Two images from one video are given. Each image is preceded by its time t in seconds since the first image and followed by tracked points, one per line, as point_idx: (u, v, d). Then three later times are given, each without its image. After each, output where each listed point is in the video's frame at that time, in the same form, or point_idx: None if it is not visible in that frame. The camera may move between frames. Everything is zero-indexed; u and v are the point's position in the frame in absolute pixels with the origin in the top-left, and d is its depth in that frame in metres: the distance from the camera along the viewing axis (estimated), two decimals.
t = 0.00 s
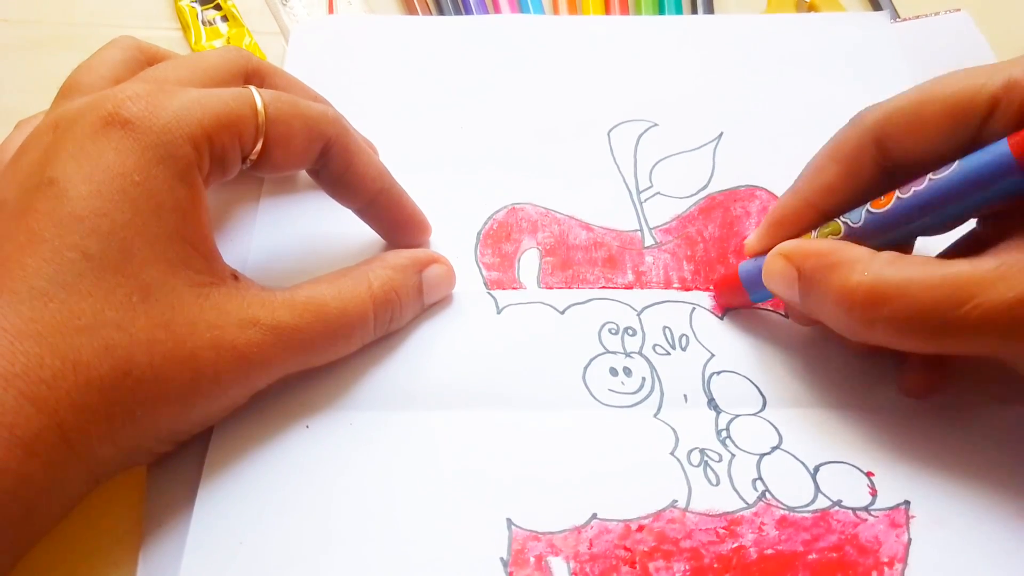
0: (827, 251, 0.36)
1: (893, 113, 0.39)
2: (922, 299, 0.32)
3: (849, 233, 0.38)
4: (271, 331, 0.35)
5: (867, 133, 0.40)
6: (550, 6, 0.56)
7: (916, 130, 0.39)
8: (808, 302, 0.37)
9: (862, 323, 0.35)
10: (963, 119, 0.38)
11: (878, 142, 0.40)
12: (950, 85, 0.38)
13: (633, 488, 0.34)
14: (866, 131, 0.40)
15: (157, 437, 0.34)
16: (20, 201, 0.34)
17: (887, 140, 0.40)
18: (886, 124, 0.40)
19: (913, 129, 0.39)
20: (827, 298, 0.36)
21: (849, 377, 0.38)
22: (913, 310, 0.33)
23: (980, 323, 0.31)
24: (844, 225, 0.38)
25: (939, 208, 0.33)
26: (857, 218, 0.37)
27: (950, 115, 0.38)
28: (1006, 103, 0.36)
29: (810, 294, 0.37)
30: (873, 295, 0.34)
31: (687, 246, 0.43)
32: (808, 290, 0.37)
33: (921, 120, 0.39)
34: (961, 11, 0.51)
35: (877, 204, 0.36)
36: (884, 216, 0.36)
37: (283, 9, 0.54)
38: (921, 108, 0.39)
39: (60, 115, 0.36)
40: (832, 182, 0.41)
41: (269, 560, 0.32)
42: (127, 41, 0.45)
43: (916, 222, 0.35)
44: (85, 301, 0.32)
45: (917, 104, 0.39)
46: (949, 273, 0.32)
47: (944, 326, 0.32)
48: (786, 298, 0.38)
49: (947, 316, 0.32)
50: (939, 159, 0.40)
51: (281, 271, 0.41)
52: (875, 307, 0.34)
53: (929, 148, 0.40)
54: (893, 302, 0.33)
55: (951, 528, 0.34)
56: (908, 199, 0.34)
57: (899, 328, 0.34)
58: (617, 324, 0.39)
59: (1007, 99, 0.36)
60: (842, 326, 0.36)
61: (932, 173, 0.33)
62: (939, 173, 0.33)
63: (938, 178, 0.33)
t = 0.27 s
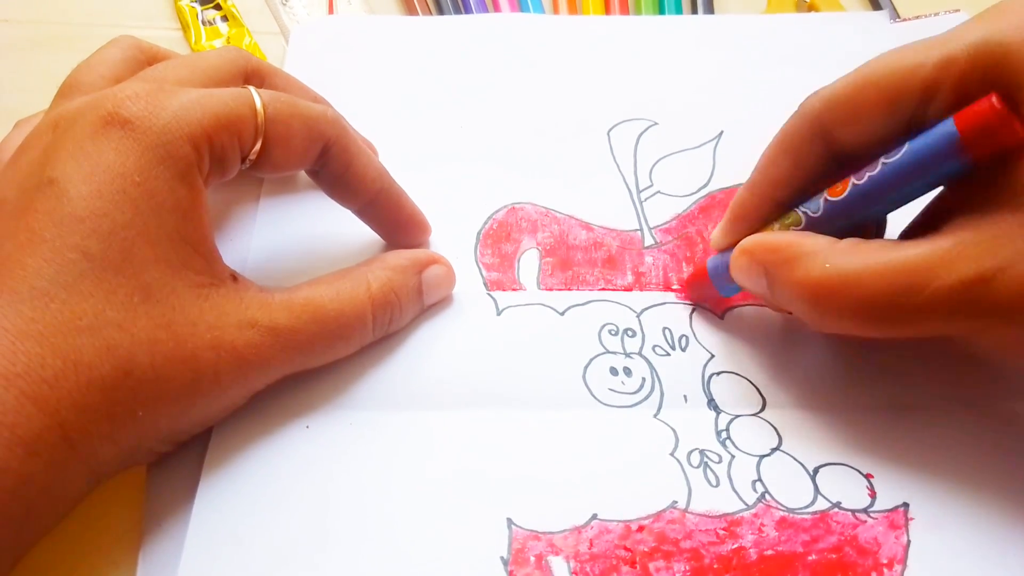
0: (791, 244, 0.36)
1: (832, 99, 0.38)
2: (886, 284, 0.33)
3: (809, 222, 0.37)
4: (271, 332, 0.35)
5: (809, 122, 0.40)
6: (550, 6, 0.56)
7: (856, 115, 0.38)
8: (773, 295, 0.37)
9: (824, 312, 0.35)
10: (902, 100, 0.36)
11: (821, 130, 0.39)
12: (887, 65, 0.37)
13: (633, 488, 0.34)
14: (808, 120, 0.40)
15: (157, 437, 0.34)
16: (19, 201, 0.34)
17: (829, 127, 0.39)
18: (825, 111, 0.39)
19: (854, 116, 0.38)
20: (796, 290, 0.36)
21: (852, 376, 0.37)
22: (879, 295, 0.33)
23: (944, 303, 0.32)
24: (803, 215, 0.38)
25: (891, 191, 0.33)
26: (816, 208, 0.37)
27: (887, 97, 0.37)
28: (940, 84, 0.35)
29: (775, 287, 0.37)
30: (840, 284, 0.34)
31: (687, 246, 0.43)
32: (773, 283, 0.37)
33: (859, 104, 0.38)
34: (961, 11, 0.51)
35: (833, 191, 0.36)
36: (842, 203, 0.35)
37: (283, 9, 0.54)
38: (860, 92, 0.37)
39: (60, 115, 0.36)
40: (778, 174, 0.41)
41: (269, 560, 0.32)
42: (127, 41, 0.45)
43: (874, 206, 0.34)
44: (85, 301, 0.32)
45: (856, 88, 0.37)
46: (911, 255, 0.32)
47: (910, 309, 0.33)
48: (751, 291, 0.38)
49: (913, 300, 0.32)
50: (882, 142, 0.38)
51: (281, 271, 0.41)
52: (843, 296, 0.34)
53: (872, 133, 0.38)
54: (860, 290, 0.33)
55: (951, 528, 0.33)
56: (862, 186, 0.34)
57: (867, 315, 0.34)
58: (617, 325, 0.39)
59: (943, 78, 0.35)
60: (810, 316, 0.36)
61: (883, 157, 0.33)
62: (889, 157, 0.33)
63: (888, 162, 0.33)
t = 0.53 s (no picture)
0: (816, 259, 0.35)
1: (858, 109, 0.38)
2: (915, 300, 0.32)
3: (833, 235, 0.37)
4: (270, 333, 0.35)
5: (834, 132, 0.39)
6: (550, 6, 0.56)
7: (882, 125, 0.38)
8: (799, 309, 0.37)
9: (855, 328, 0.35)
10: (933, 108, 0.36)
11: (848, 142, 0.39)
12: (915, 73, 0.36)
13: (633, 489, 0.34)
14: (834, 131, 0.39)
15: (157, 437, 0.34)
16: (20, 201, 0.34)
17: (855, 137, 0.39)
18: (850, 124, 0.38)
19: (880, 127, 0.38)
20: (820, 306, 0.35)
21: (848, 377, 0.37)
22: (907, 311, 0.32)
23: (974, 317, 0.32)
24: (826, 228, 0.37)
25: (918, 202, 0.33)
26: (840, 221, 0.37)
27: (917, 106, 0.36)
28: (972, 91, 0.35)
29: (801, 302, 0.36)
30: (868, 301, 0.33)
31: (687, 246, 0.43)
32: (799, 298, 0.36)
33: (886, 114, 0.37)
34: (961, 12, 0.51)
35: (857, 203, 0.36)
36: (866, 217, 0.35)
37: (282, 9, 0.54)
38: (887, 102, 0.37)
39: (60, 115, 0.36)
40: (804, 186, 0.41)
41: (270, 560, 0.32)
42: (128, 41, 0.45)
43: (902, 219, 0.34)
44: (86, 301, 0.32)
45: (883, 99, 0.37)
46: (940, 269, 0.32)
47: (941, 325, 0.32)
48: (774, 306, 0.38)
49: (944, 315, 0.32)
50: (909, 151, 0.38)
51: (281, 272, 0.41)
52: (869, 311, 0.34)
53: (896, 144, 0.38)
54: (887, 305, 0.33)
55: (950, 529, 0.33)
56: (887, 197, 0.34)
57: (895, 330, 0.33)
58: (617, 327, 0.39)
59: (976, 84, 0.35)
60: (836, 332, 0.36)
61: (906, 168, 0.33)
62: (914, 168, 0.33)
63: (913, 173, 0.32)
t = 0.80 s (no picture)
0: (758, 240, 0.36)
1: (799, 92, 0.38)
2: (853, 279, 0.33)
3: (774, 214, 0.38)
4: (270, 333, 0.35)
5: (779, 116, 0.39)
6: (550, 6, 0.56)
7: (824, 108, 0.38)
8: (742, 290, 0.38)
9: (795, 309, 0.36)
10: (870, 89, 0.36)
11: (790, 127, 0.39)
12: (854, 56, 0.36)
13: (632, 489, 0.34)
14: (777, 115, 0.39)
15: (157, 436, 0.34)
16: (20, 201, 0.34)
17: (797, 121, 0.39)
18: (792, 107, 0.39)
19: (823, 110, 0.38)
20: (763, 287, 0.36)
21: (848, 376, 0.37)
22: (846, 290, 0.33)
23: (908, 296, 0.32)
24: (768, 209, 0.38)
25: (855, 179, 0.34)
26: (780, 200, 0.38)
27: (854, 88, 0.37)
28: (909, 73, 0.35)
29: (743, 282, 0.37)
30: (807, 280, 0.34)
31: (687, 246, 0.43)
32: (740, 278, 0.37)
33: (826, 96, 0.37)
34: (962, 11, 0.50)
35: (797, 183, 0.37)
36: (804, 195, 0.36)
37: (282, 7, 0.54)
38: (827, 84, 0.37)
39: (60, 115, 0.36)
40: (749, 169, 0.41)
41: (270, 560, 0.32)
42: (128, 40, 0.45)
43: (837, 197, 0.35)
44: (87, 301, 0.32)
45: (822, 81, 0.37)
46: (878, 250, 0.33)
47: (876, 304, 0.33)
48: (719, 287, 0.39)
49: (879, 293, 0.33)
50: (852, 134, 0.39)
51: (281, 271, 0.41)
52: (807, 293, 0.35)
53: (838, 128, 0.38)
54: (825, 286, 0.34)
55: (949, 529, 0.33)
56: (826, 176, 0.35)
57: (833, 309, 0.34)
58: (616, 324, 0.39)
59: (911, 66, 0.35)
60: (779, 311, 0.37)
61: (845, 147, 0.34)
62: (850, 147, 0.33)
63: (850, 152, 0.33)
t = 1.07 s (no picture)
0: (733, 240, 0.36)
1: (761, 89, 0.38)
2: (829, 274, 0.33)
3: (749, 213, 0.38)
4: (270, 332, 0.35)
5: (743, 113, 0.40)
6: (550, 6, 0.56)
7: (787, 102, 0.38)
8: (724, 287, 0.38)
9: (777, 305, 0.35)
10: (832, 82, 0.36)
11: (755, 122, 0.40)
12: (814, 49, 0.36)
13: (632, 489, 0.34)
14: (742, 112, 0.40)
15: (157, 436, 0.34)
16: (20, 201, 0.34)
17: (763, 118, 0.39)
18: (755, 102, 0.39)
19: (786, 104, 0.38)
20: (743, 284, 0.36)
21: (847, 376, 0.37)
22: (823, 284, 0.33)
23: (887, 287, 0.32)
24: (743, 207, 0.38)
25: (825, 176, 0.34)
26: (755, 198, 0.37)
27: (816, 82, 0.37)
28: (869, 63, 0.35)
29: (724, 281, 0.37)
30: (784, 278, 0.34)
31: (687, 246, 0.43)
32: (719, 277, 0.37)
33: (788, 92, 0.38)
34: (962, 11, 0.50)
35: (771, 180, 0.36)
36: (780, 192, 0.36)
37: (282, 8, 0.54)
38: (788, 80, 0.37)
39: (60, 115, 0.36)
40: (719, 166, 0.41)
41: (269, 559, 0.32)
42: (128, 40, 0.45)
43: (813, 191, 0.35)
44: (87, 301, 0.32)
45: (783, 77, 0.37)
46: (852, 243, 0.33)
47: (856, 296, 0.33)
48: (700, 285, 0.39)
49: (857, 287, 0.33)
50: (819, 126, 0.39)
51: (281, 271, 0.41)
52: (786, 288, 0.34)
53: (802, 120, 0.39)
54: (803, 281, 0.34)
55: (949, 529, 0.33)
56: (798, 173, 0.35)
57: (813, 305, 0.34)
58: (616, 325, 0.39)
59: (871, 57, 0.35)
60: (760, 308, 0.36)
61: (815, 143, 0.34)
62: (821, 143, 0.33)
63: (821, 148, 0.33)
